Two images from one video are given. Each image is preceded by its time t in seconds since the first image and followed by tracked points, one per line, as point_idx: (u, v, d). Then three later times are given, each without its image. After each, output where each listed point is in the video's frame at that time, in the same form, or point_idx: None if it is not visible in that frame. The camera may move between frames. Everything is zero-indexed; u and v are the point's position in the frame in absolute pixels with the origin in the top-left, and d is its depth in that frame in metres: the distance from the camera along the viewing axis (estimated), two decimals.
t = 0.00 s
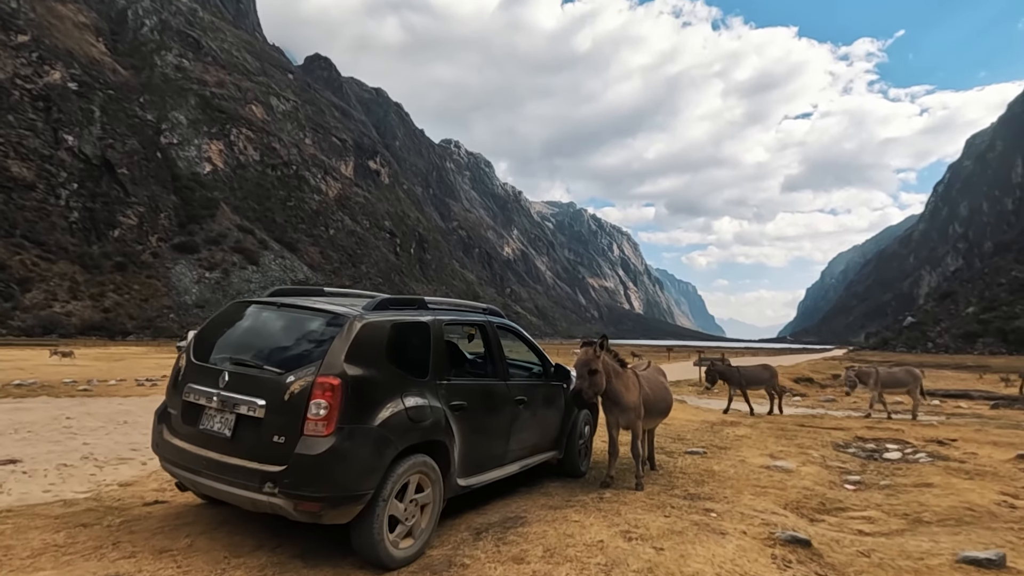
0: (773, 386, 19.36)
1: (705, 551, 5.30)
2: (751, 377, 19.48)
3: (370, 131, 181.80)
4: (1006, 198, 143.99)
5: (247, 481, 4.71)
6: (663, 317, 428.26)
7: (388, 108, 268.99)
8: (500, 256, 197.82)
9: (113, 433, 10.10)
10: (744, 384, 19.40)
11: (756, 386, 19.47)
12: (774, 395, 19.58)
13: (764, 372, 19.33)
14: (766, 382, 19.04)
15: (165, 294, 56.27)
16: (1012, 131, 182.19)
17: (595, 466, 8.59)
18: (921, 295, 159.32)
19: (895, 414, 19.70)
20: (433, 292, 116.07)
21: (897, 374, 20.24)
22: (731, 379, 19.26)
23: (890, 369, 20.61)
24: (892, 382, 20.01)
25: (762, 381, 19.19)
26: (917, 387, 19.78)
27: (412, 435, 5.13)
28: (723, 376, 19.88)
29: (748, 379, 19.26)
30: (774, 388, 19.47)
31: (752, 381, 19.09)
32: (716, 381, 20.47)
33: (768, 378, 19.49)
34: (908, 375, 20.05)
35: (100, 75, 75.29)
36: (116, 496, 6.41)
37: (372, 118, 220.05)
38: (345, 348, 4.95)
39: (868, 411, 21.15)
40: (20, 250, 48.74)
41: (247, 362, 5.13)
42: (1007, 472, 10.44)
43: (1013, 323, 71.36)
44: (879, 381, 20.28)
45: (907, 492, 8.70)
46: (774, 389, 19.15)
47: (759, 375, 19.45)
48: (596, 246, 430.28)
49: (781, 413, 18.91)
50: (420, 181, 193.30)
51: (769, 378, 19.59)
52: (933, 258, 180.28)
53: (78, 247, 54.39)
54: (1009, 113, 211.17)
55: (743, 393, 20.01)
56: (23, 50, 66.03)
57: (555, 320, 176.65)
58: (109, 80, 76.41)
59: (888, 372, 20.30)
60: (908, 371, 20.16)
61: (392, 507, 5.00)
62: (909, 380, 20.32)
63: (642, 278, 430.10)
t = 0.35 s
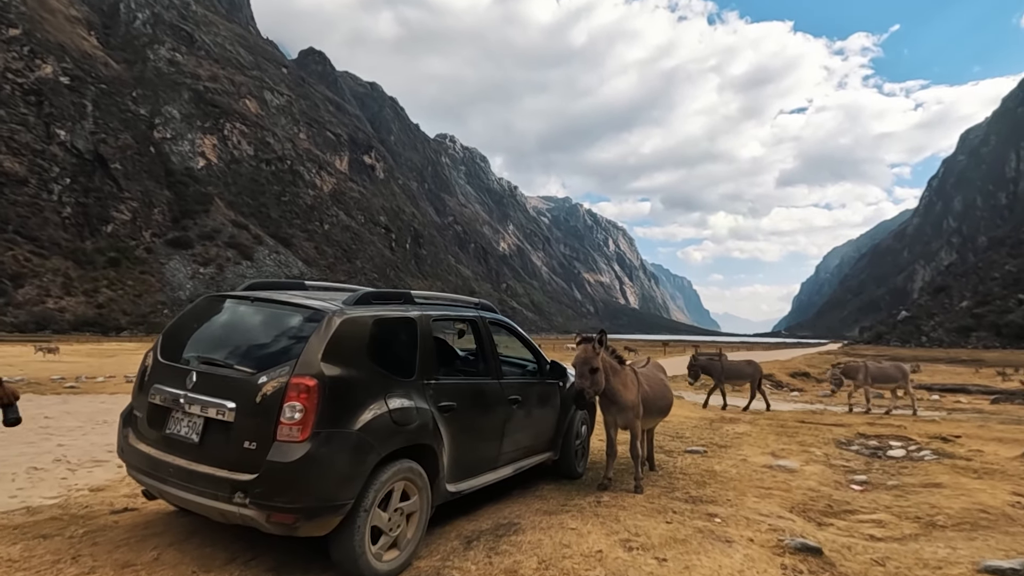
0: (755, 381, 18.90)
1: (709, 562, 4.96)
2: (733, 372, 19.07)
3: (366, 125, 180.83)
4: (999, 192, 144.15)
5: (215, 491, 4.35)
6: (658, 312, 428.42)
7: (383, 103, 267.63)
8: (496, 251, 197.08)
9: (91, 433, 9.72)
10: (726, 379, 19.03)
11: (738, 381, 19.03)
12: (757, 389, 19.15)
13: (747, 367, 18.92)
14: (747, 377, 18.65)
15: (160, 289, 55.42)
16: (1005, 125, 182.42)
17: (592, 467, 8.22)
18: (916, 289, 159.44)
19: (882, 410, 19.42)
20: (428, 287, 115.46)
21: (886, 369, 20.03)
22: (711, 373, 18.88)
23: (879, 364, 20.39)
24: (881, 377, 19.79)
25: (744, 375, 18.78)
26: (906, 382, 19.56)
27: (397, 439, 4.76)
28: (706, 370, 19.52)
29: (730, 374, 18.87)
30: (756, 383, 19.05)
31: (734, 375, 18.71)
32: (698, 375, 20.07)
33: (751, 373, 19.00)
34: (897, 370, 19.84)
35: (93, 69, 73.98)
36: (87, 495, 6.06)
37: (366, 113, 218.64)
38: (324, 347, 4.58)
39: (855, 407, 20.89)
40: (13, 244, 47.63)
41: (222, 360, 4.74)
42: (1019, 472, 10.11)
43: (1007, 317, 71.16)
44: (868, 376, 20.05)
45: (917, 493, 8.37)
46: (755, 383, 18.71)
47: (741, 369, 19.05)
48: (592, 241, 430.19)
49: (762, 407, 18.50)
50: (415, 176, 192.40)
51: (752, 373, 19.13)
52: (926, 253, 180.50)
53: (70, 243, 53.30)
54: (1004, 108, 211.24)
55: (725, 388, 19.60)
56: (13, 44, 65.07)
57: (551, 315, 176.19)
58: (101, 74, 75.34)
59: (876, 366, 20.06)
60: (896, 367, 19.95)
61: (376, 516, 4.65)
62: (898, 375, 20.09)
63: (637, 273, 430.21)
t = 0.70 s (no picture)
0: (741, 375, 18.74)
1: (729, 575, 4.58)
2: (720, 366, 18.80)
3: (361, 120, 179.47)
4: (996, 188, 144.02)
5: (189, 502, 3.95)
6: (654, 307, 428.52)
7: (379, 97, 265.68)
8: (492, 247, 196.27)
9: (67, 433, 9.25)
10: (712, 373, 18.74)
11: (724, 375, 18.79)
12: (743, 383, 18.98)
13: (733, 361, 18.69)
14: (734, 370, 18.40)
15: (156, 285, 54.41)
16: (1001, 120, 182.42)
17: (594, 467, 7.84)
18: (911, 285, 159.57)
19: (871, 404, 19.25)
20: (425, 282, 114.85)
21: (877, 363, 19.89)
22: (696, 367, 18.61)
23: (870, 359, 20.26)
24: (872, 372, 19.63)
25: (730, 369, 18.54)
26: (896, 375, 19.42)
27: (388, 444, 4.35)
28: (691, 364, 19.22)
29: (716, 368, 18.57)
30: (742, 377, 18.81)
31: (720, 369, 18.41)
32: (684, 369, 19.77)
33: (737, 367, 18.81)
34: (887, 364, 19.72)
35: (87, 63, 71.69)
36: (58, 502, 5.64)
37: (361, 107, 216.58)
38: (309, 344, 4.15)
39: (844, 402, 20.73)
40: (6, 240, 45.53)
41: (199, 356, 4.29)
42: None
43: (1002, 311, 71.05)
44: (858, 371, 19.92)
45: (938, 494, 8.01)
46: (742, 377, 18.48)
47: (727, 363, 18.79)
48: (588, 236, 430.13)
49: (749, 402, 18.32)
50: (411, 171, 191.31)
51: (738, 367, 18.90)
52: (921, 248, 180.57)
53: (65, 238, 51.82)
54: (999, 103, 211.32)
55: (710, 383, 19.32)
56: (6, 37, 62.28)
57: (548, 310, 175.75)
58: (95, 68, 73.00)
59: (867, 361, 19.93)
60: (886, 361, 19.84)
61: (365, 528, 4.25)
62: (888, 369, 19.98)
63: (634, 269, 430.21)
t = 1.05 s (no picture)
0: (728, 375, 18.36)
1: None
2: (707, 365, 18.42)
3: (358, 116, 178.44)
4: (993, 183, 143.85)
5: (161, 523, 3.62)
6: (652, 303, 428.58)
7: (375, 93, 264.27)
8: (490, 243, 195.67)
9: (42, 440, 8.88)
10: (699, 372, 18.38)
11: (712, 374, 18.42)
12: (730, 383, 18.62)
13: (720, 360, 18.33)
14: (721, 370, 18.05)
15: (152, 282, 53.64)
16: (998, 116, 182.37)
17: (597, 473, 7.54)
18: (908, 281, 159.63)
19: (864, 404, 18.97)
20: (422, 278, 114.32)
21: (871, 361, 19.67)
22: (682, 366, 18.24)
23: (864, 357, 20.04)
24: (867, 370, 19.38)
25: (717, 369, 18.18)
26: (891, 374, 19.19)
27: (381, 457, 4.03)
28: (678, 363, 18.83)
29: (702, 367, 18.23)
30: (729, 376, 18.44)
31: (707, 368, 18.06)
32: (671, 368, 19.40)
33: (724, 366, 18.42)
34: (882, 362, 19.49)
35: (82, 58, 70.87)
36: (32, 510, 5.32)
37: (359, 102, 215.37)
38: (297, 348, 3.83)
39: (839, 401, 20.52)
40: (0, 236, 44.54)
41: (180, 360, 3.97)
42: None
43: (999, 307, 70.94)
44: (854, 369, 19.66)
45: (953, 500, 7.74)
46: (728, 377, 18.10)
47: (714, 363, 18.38)
48: (585, 233, 429.96)
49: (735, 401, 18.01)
50: (409, 166, 190.55)
51: (725, 365, 18.51)
52: (918, 244, 180.59)
53: (61, 234, 50.93)
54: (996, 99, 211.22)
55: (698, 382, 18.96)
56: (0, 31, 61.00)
57: (545, 306, 175.23)
58: (91, 63, 72.66)
59: (861, 359, 19.70)
60: (881, 359, 19.61)
61: (357, 547, 3.93)
62: (883, 367, 19.74)
63: (631, 265, 430.19)
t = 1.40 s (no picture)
0: (712, 370, 17.77)
1: None
2: (692, 360, 17.92)
3: (354, 111, 177.56)
4: (988, 179, 143.85)
5: (122, 541, 3.26)
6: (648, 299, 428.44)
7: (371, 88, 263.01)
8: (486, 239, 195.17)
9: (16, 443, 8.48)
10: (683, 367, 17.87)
11: (696, 370, 17.88)
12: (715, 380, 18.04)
13: (705, 355, 17.80)
14: (705, 365, 17.54)
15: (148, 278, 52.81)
16: (994, 111, 182.21)
17: (600, 476, 7.21)
18: (903, 277, 159.62)
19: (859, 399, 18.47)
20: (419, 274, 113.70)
21: (868, 356, 19.25)
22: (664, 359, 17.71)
23: (861, 352, 19.59)
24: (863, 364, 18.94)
25: (700, 364, 17.65)
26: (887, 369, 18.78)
27: (366, 466, 3.68)
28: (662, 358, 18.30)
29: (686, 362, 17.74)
30: (714, 372, 17.83)
31: (691, 362, 17.59)
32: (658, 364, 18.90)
33: (709, 362, 17.83)
34: (879, 357, 19.10)
35: (75, 52, 70.13)
36: (2, 513, 4.99)
37: (355, 97, 214.08)
38: (272, 346, 3.47)
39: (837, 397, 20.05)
40: None
41: (150, 360, 3.60)
42: None
43: (994, 303, 70.87)
44: (851, 364, 19.19)
45: (970, 503, 7.42)
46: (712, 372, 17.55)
47: (699, 358, 17.86)
48: (582, 229, 429.88)
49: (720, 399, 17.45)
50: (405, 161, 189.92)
51: (710, 361, 17.94)
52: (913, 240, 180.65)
53: (56, 230, 50.13)
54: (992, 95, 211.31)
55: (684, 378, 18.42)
56: None
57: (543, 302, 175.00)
58: (84, 57, 71.84)
59: (858, 354, 19.24)
60: (878, 353, 19.21)
61: (340, 567, 3.58)
62: (880, 363, 19.29)
63: (628, 261, 430.13)
